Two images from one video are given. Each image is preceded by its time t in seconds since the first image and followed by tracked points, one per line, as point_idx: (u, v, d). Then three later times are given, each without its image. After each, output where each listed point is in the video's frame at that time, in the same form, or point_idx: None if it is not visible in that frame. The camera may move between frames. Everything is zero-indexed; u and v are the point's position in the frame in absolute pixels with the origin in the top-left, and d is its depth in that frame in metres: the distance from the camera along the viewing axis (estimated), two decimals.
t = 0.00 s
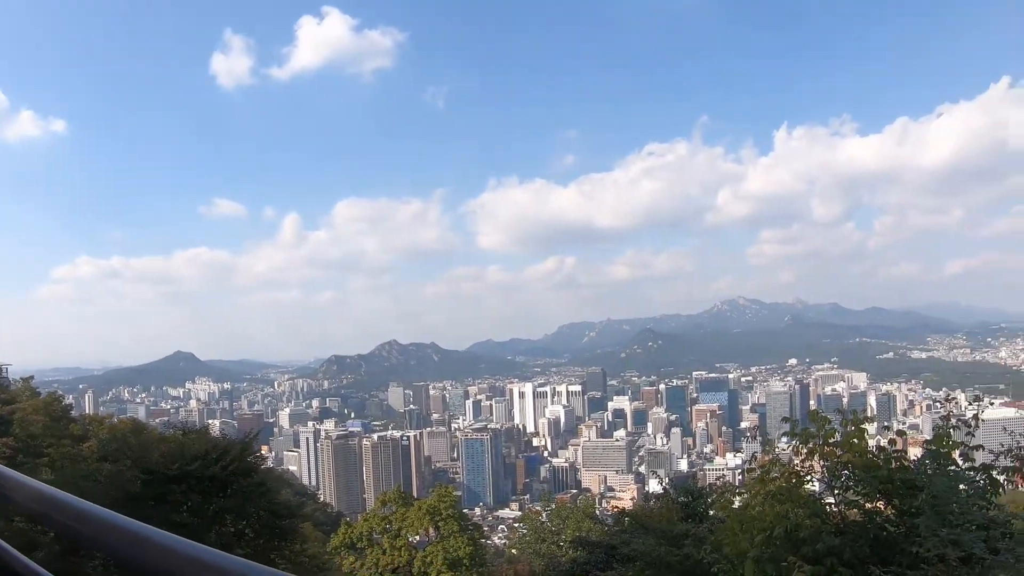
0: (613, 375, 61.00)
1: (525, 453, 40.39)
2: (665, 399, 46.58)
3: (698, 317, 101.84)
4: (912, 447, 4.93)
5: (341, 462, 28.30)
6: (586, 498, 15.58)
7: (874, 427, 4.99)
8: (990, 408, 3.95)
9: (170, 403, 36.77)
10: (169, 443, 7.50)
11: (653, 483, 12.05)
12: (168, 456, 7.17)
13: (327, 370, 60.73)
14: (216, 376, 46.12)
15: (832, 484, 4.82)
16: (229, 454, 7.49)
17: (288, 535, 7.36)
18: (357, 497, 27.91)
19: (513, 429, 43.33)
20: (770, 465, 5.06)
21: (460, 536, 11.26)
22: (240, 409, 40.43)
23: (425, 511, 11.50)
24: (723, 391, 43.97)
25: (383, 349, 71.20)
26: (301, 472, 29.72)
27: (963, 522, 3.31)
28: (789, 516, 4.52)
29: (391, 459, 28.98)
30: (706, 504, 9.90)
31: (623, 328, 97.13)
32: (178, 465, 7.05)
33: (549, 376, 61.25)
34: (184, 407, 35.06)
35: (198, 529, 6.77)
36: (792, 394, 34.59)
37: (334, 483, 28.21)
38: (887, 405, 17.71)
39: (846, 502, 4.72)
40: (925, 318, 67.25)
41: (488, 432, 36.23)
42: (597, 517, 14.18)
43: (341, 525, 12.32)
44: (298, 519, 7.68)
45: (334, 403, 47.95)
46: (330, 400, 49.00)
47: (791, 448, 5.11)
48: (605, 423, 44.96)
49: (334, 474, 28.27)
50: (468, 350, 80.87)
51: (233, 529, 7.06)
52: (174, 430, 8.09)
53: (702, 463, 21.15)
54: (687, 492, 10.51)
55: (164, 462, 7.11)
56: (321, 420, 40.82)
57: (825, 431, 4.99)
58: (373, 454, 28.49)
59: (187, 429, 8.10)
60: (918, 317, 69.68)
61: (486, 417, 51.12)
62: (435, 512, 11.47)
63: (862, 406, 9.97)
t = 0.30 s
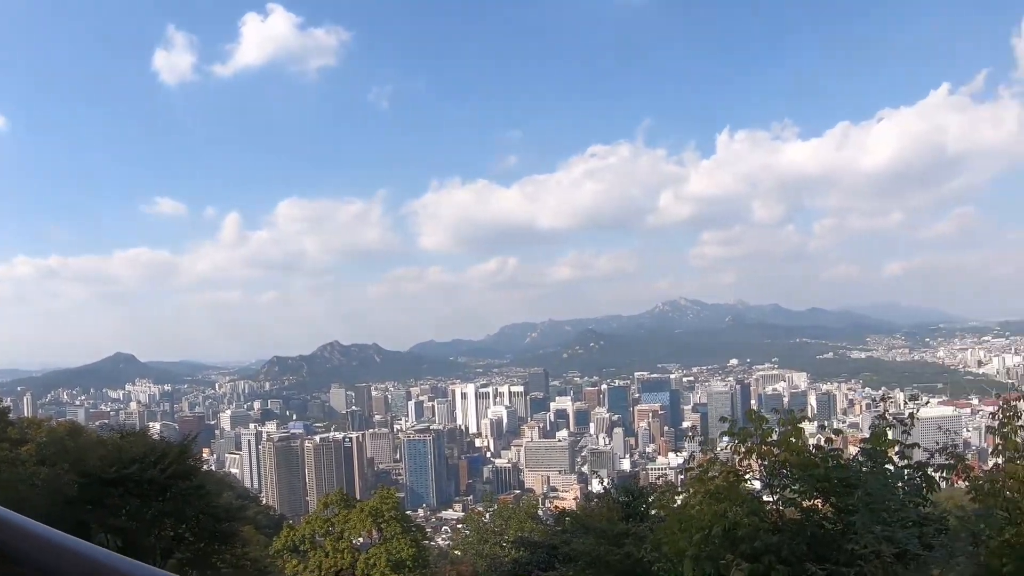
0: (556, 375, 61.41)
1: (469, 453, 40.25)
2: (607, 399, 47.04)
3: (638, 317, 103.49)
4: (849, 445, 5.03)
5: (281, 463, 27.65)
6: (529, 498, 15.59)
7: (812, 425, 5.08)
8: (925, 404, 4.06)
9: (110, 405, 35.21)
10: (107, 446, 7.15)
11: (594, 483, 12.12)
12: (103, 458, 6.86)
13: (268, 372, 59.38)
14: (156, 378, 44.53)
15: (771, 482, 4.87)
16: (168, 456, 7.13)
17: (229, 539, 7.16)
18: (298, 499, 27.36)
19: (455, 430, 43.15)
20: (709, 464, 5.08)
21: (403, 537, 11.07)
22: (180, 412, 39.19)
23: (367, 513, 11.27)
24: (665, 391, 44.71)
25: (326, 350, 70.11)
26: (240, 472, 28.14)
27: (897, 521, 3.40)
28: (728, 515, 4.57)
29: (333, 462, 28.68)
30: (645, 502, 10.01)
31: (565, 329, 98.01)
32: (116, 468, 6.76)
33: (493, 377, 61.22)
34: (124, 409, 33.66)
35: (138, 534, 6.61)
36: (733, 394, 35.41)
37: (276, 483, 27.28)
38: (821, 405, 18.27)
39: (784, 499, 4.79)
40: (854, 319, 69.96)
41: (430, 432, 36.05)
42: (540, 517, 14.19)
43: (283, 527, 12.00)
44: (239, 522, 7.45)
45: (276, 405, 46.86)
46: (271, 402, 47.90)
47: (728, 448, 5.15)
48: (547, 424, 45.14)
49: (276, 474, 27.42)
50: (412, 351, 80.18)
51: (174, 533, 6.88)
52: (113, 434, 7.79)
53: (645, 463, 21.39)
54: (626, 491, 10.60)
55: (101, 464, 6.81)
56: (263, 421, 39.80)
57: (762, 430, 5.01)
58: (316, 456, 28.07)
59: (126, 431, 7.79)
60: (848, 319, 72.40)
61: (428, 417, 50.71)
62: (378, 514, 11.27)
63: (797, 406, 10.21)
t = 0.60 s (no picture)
0: (476, 380, 61.29)
1: (387, 458, 39.56)
2: (526, 404, 47.17)
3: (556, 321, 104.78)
4: (764, 450, 5.16)
5: (197, 469, 26.91)
6: (448, 502, 15.44)
7: (729, 430, 5.20)
8: (838, 409, 4.21)
9: (23, 409, 33.13)
10: (15, 450, 6.26)
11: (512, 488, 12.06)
12: (13, 462, 6.02)
13: (184, 376, 56.92)
14: (71, 381, 42.27)
15: (687, 486, 4.92)
16: (82, 461, 6.34)
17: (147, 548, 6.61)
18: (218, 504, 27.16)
19: (374, 435, 42.41)
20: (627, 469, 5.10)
21: (321, 544, 10.71)
22: (95, 416, 37.19)
23: (285, 519, 10.86)
24: (583, 396, 45.46)
25: (242, 354, 67.81)
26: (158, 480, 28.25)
27: (809, 522, 3.49)
28: (645, 519, 4.57)
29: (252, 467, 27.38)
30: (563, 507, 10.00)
31: (485, 334, 98.09)
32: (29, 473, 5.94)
33: (412, 380, 60.62)
34: (40, 413, 31.82)
35: (53, 541, 5.87)
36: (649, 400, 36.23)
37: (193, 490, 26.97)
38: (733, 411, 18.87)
39: (701, 503, 4.84)
40: (763, 329, 73.04)
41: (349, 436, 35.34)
42: (459, 522, 14.04)
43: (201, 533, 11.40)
44: (156, 529, 6.90)
45: (194, 409, 45.10)
46: (186, 406, 45.91)
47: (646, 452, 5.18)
48: (465, 428, 44.92)
49: (193, 482, 26.90)
50: (331, 356, 78.55)
51: (87, 541, 6.29)
52: (21, 438, 7.07)
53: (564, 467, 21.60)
54: (546, 496, 10.56)
55: (11, 468, 5.97)
56: (179, 426, 38.19)
57: (679, 435, 5.08)
58: (233, 460, 26.95)
59: (37, 437, 7.09)
60: (756, 328, 75.46)
61: (346, 422, 49.69)
62: (296, 519, 10.84)
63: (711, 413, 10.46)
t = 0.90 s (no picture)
0: (364, 385, 59.95)
1: (274, 464, 37.82)
2: (415, 410, 46.65)
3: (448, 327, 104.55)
4: (653, 455, 5.24)
5: (80, 476, 25.15)
6: (337, 509, 14.80)
7: (618, 436, 5.24)
8: (726, 415, 4.32)
9: None
10: None
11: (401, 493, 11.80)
12: None
13: (62, 378, 52.76)
14: None
15: (577, 491, 4.89)
16: None
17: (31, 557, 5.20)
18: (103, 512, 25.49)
19: (261, 439, 40.51)
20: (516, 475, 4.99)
21: (212, 551, 8.95)
22: None
23: (172, 525, 9.00)
24: (472, 401, 45.62)
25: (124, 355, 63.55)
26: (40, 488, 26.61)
27: (699, 525, 3.52)
28: (536, 524, 4.50)
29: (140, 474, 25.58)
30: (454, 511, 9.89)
31: (376, 337, 96.43)
32: None
33: (302, 385, 58.62)
34: None
35: None
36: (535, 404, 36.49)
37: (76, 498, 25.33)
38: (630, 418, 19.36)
39: (592, 507, 4.82)
40: (651, 337, 75.65)
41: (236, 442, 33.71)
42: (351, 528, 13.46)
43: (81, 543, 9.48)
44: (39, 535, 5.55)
45: (73, 413, 41.88)
46: (70, 411, 42.53)
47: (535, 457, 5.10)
48: (354, 432, 43.85)
49: (76, 490, 25.16)
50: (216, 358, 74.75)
51: None
52: None
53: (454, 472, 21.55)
54: (433, 501, 10.38)
55: None
56: (57, 429, 35.34)
57: (567, 441, 5.01)
58: (119, 467, 25.15)
59: None
60: (643, 335, 78.09)
61: (233, 427, 47.41)
62: (183, 526, 8.99)
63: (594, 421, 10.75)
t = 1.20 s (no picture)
0: (225, 386, 56.56)
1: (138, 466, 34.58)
2: (279, 412, 44.70)
3: (315, 329, 101.05)
4: (518, 460, 5.17)
5: None
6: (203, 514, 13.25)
7: (483, 441, 5.12)
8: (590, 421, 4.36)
9: None
10: None
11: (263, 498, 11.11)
12: None
13: None
14: None
15: (444, 495, 4.74)
16: None
17: None
18: None
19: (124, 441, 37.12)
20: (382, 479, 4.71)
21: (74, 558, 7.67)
22: None
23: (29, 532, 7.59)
24: (335, 404, 44.42)
25: None
26: None
27: (567, 529, 3.44)
28: (403, 529, 4.25)
29: None
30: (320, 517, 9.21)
31: (239, 338, 91.53)
32: None
33: (160, 385, 54.49)
34: None
35: None
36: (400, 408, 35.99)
37: None
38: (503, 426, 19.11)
39: (458, 512, 4.70)
40: (519, 342, 76.47)
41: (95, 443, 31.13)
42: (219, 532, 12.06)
43: None
44: None
45: None
46: None
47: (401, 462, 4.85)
48: (216, 434, 41.34)
49: None
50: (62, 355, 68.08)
51: None
52: None
53: (313, 477, 20.58)
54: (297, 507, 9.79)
55: None
56: None
57: (434, 446, 4.83)
58: None
59: None
60: (511, 341, 78.93)
61: (92, 428, 43.63)
62: (40, 531, 7.65)
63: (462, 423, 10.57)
